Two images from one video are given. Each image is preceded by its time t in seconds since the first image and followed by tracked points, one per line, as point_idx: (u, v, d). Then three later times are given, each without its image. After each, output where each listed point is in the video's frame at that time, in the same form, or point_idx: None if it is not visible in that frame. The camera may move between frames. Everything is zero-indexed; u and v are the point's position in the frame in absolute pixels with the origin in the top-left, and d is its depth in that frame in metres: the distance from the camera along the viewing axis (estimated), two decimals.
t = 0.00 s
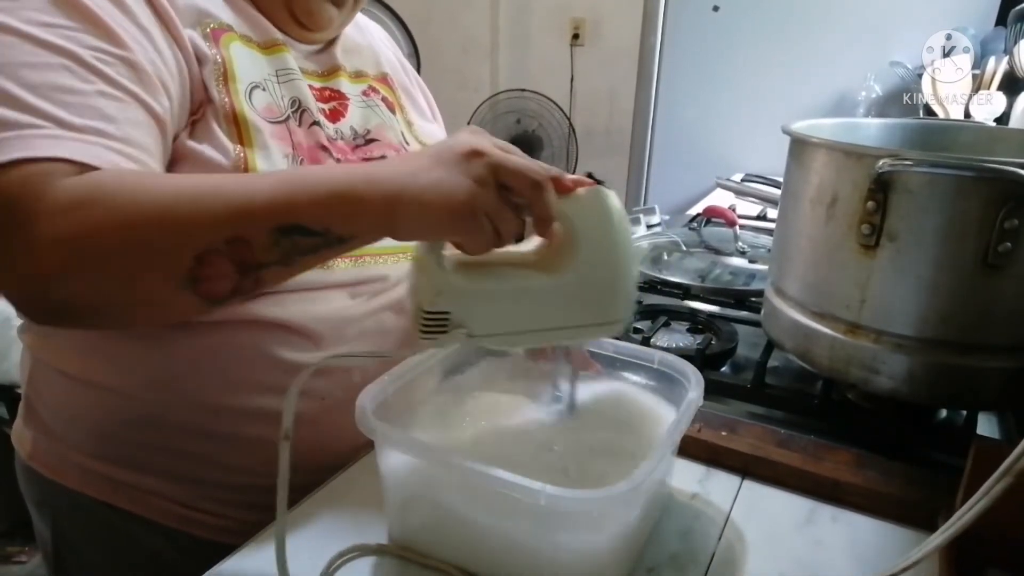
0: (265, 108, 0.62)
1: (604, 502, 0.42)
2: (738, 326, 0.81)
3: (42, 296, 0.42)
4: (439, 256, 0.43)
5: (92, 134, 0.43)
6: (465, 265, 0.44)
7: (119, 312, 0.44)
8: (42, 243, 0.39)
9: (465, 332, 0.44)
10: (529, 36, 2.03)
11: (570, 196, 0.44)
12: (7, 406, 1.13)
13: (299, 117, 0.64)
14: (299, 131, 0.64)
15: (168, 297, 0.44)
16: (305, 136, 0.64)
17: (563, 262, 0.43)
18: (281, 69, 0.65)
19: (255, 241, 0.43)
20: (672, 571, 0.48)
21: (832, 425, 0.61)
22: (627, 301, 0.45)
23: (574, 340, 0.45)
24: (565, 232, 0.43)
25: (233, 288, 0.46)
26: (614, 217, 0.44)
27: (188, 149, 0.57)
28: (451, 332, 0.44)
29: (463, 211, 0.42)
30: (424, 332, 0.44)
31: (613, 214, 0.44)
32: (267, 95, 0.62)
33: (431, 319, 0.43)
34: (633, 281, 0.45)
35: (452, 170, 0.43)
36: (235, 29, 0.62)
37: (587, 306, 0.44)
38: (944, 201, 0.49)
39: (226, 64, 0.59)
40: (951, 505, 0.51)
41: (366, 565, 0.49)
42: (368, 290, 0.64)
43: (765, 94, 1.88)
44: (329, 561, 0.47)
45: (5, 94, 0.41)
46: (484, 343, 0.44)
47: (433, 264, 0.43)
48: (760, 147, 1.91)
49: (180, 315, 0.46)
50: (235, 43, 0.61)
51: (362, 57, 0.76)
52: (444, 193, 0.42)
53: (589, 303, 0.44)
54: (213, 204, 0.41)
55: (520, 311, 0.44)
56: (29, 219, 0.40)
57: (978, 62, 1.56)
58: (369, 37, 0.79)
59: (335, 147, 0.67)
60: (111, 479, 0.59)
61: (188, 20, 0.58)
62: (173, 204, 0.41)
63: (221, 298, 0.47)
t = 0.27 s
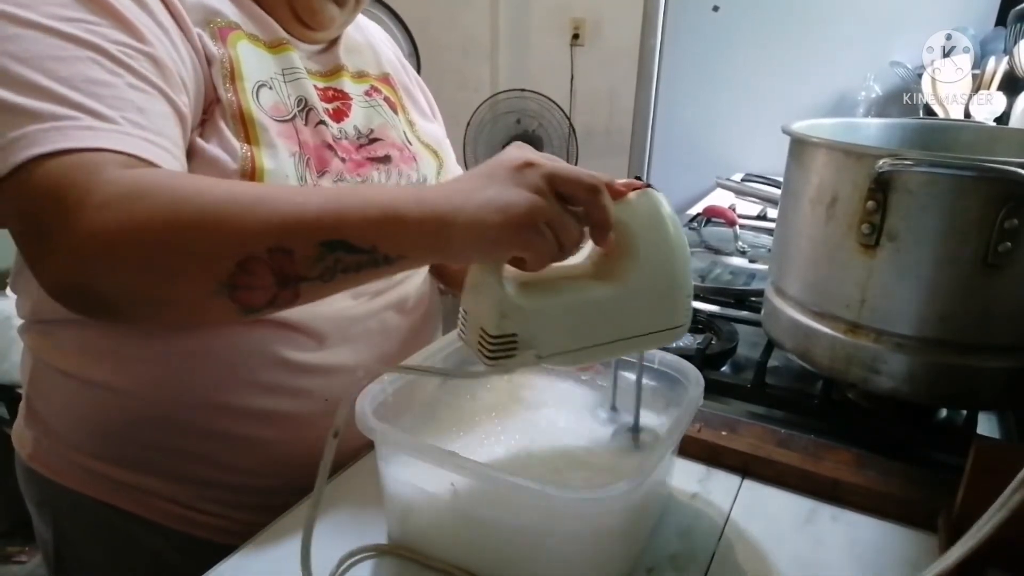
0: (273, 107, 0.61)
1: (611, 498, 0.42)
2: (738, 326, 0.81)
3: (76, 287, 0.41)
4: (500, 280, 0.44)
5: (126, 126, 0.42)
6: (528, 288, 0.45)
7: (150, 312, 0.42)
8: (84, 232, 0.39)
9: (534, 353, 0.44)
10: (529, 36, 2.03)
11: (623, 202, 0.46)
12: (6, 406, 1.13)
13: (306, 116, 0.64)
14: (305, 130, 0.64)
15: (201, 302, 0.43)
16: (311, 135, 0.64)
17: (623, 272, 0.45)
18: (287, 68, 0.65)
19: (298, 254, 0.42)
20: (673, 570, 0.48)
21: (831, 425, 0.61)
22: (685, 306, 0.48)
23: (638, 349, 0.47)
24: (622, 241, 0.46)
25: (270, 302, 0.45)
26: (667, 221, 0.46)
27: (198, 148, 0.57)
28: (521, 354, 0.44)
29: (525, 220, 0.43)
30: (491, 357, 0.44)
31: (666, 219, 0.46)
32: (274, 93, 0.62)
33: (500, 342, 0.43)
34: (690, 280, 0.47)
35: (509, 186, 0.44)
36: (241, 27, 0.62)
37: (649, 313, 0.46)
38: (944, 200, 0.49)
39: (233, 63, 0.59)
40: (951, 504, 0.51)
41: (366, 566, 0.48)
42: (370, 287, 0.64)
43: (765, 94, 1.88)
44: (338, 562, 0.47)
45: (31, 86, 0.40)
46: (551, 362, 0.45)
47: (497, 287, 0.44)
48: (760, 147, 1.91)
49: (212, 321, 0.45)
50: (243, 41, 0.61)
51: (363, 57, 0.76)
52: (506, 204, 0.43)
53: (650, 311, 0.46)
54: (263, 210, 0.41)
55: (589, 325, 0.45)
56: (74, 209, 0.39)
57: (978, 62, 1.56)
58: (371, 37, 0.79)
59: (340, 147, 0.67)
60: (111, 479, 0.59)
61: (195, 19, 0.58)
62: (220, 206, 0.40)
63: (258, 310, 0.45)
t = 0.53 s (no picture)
0: (269, 109, 0.62)
1: (596, 502, 0.42)
2: (738, 326, 0.81)
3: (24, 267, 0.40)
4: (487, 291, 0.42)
5: (100, 112, 0.43)
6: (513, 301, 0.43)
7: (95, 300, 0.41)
8: (37, 212, 0.38)
9: (517, 373, 0.42)
10: (529, 36, 2.03)
11: (618, 221, 0.46)
12: (6, 406, 1.13)
13: (303, 117, 0.64)
14: (303, 131, 0.64)
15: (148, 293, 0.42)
16: (309, 137, 0.64)
17: (615, 295, 0.45)
18: (285, 69, 0.65)
19: (249, 245, 0.42)
20: (672, 570, 0.48)
21: (831, 425, 0.61)
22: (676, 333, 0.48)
23: (624, 375, 0.46)
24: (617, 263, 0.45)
25: (217, 297, 0.44)
26: (663, 245, 0.46)
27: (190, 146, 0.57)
28: (502, 373, 0.42)
29: (515, 217, 0.42)
30: (468, 377, 0.41)
31: (662, 243, 0.46)
32: (270, 95, 0.62)
33: (479, 360, 0.41)
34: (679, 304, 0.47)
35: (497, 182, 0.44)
36: (238, 29, 0.62)
37: (638, 339, 0.46)
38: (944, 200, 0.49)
39: (230, 64, 0.59)
40: (950, 504, 0.51)
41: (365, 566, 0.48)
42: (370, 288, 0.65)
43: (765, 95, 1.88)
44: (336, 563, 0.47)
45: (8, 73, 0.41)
46: (534, 383, 0.43)
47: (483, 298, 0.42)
48: (760, 146, 1.90)
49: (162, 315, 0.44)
50: (240, 43, 0.61)
51: (364, 57, 0.76)
52: (495, 200, 0.42)
53: (639, 336, 0.46)
54: (219, 198, 0.40)
55: (573, 341, 0.44)
56: (29, 188, 0.39)
57: (978, 62, 1.56)
58: (374, 37, 0.79)
59: (339, 147, 0.67)
60: (111, 478, 0.59)
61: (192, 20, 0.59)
62: (175, 191, 0.39)
63: (205, 305, 0.44)
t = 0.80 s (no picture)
0: (262, 108, 0.62)
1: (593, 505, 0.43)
2: (738, 326, 0.81)
3: None
4: (396, 283, 0.41)
5: (52, 111, 0.42)
6: (422, 299, 0.41)
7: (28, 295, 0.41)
8: None
9: (411, 374, 0.41)
10: (529, 36, 2.03)
11: (558, 236, 0.40)
12: (7, 406, 1.14)
13: (296, 116, 0.65)
14: (296, 130, 0.64)
15: (80, 287, 0.42)
16: (302, 135, 0.64)
17: (534, 314, 0.40)
18: (279, 68, 0.65)
19: (176, 236, 0.41)
20: (673, 571, 0.49)
21: (831, 425, 0.61)
22: (619, 371, 0.41)
23: (541, 404, 0.42)
24: (546, 280, 0.40)
25: (148, 289, 0.44)
26: (612, 273, 0.40)
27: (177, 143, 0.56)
28: (395, 371, 0.41)
29: (425, 217, 0.40)
30: (361, 370, 0.41)
31: (610, 269, 0.40)
32: (263, 94, 0.62)
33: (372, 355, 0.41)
34: (625, 340, 0.41)
35: (420, 176, 0.42)
36: (233, 28, 0.62)
37: (558, 367, 0.41)
38: (944, 201, 0.49)
39: (223, 63, 0.59)
40: (950, 504, 0.51)
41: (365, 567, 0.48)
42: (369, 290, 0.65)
43: (765, 95, 1.88)
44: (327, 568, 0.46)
45: None
46: (433, 388, 0.42)
47: (387, 290, 0.41)
48: (760, 146, 1.91)
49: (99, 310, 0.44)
50: (233, 42, 0.61)
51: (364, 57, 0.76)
52: (411, 198, 0.41)
53: (562, 363, 0.41)
54: (145, 189, 0.39)
55: (483, 354, 0.41)
56: None
57: (978, 62, 1.56)
58: (375, 37, 0.79)
59: (334, 145, 0.67)
60: (112, 478, 0.59)
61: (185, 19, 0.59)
62: (100, 183, 0.39)
63: (136, 298, 0.44)
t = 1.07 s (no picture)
0: (259, 107, 0.62)
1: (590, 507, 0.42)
2: (738, 326, 0.81)
3: None
4: (317, 255, 0.43)
5: None
6: (340, 269, 0.43)
7: None
8: None
9: (323, 340, 0.43)
10: (529, 36, 2.03)
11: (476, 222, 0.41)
12: (7, 406, 1.14)
13: (294, 115, 0.64)
14: (293, 129, 0.64)
15: (31, 278, 0.44)
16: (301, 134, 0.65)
17: (447, 290, 0.41)
18: (277, 67, 0.65)
19: (118, 221, 0.43)
20: (672, 570, 0.49)
21: (832, 425, 0.61)
22: (524, 353, 0.42)
23: (450, 378, 0.43)
24: (466, 260, 0.41)
25: (98, 274, 0.46)
26: (529, 254, 0.41)
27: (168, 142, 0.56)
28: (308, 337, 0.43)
29: (340, 201, 0.40)
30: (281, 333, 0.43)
31: (527, 250, 0.41)
32: (260, 93, 0.62)
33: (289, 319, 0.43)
34: (532, 317, 0.41)
35: (340, 153, 0.42)
36: (230, 27, 0.62)
37: (466, 342, 0.42)
38: (944, 201, 0.49)
39: (219, 62, 0.59)
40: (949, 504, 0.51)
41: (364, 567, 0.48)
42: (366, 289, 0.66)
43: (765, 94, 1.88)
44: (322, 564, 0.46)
45: None
46: (343, 356, 0.43)
47: (309, 260, 0.43)
48: (760, 146, 1.90)
49: (57, 299, 0.46)
50: (230, 42, 0.61)
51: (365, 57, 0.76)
52: (327, 180, 0.41)
53: (470, 338, 0.42)
54: (76, 179, 0.41)
55: (391, 324, 0.42)
56: None
57: (978, 62, 1.56)
58: (376, 37, 0.79)
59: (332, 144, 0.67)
60: (111, 477, 0.59)
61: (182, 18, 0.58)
62: (38, 175, 0.40)
63: (91, 284, 0.46)
